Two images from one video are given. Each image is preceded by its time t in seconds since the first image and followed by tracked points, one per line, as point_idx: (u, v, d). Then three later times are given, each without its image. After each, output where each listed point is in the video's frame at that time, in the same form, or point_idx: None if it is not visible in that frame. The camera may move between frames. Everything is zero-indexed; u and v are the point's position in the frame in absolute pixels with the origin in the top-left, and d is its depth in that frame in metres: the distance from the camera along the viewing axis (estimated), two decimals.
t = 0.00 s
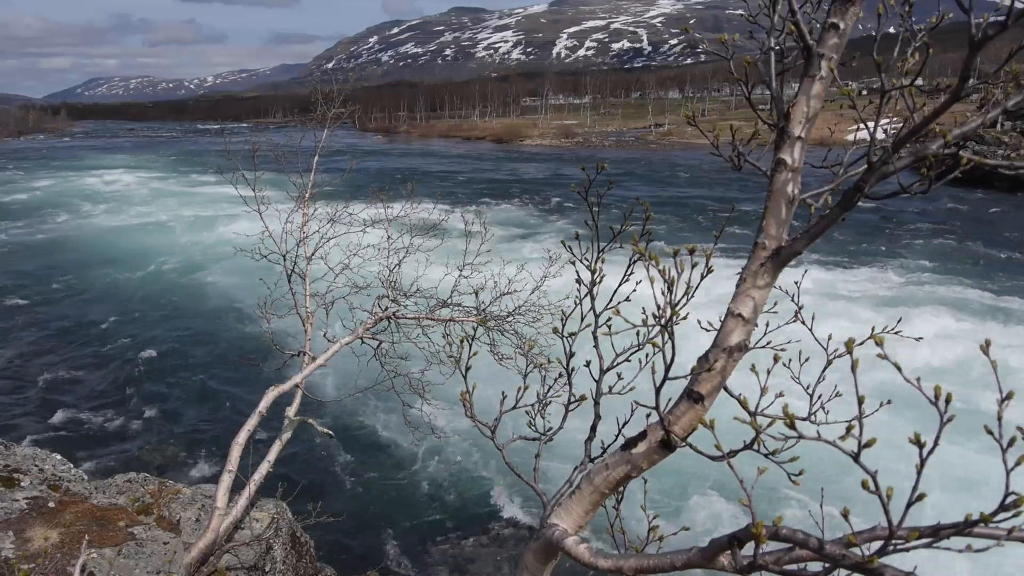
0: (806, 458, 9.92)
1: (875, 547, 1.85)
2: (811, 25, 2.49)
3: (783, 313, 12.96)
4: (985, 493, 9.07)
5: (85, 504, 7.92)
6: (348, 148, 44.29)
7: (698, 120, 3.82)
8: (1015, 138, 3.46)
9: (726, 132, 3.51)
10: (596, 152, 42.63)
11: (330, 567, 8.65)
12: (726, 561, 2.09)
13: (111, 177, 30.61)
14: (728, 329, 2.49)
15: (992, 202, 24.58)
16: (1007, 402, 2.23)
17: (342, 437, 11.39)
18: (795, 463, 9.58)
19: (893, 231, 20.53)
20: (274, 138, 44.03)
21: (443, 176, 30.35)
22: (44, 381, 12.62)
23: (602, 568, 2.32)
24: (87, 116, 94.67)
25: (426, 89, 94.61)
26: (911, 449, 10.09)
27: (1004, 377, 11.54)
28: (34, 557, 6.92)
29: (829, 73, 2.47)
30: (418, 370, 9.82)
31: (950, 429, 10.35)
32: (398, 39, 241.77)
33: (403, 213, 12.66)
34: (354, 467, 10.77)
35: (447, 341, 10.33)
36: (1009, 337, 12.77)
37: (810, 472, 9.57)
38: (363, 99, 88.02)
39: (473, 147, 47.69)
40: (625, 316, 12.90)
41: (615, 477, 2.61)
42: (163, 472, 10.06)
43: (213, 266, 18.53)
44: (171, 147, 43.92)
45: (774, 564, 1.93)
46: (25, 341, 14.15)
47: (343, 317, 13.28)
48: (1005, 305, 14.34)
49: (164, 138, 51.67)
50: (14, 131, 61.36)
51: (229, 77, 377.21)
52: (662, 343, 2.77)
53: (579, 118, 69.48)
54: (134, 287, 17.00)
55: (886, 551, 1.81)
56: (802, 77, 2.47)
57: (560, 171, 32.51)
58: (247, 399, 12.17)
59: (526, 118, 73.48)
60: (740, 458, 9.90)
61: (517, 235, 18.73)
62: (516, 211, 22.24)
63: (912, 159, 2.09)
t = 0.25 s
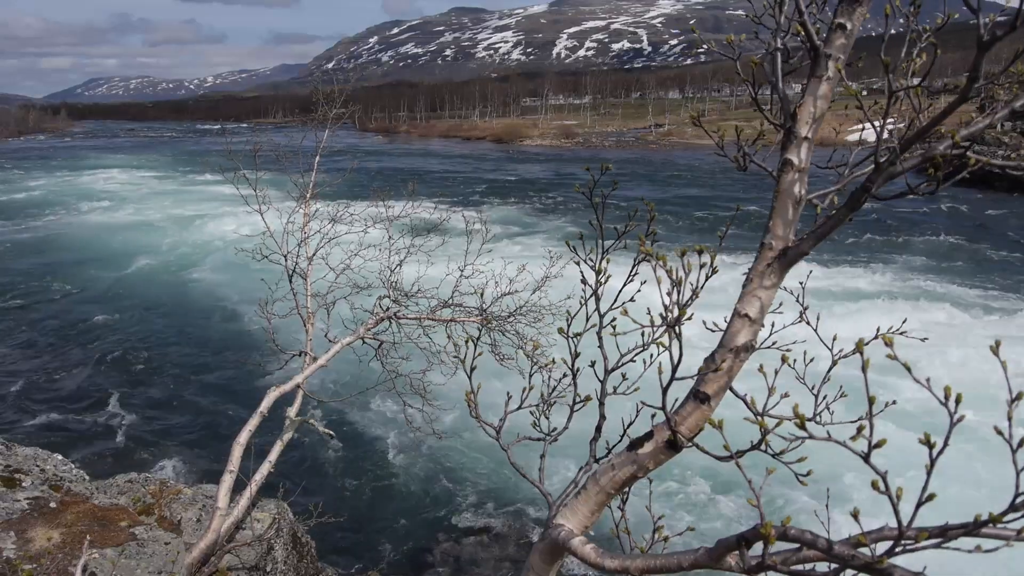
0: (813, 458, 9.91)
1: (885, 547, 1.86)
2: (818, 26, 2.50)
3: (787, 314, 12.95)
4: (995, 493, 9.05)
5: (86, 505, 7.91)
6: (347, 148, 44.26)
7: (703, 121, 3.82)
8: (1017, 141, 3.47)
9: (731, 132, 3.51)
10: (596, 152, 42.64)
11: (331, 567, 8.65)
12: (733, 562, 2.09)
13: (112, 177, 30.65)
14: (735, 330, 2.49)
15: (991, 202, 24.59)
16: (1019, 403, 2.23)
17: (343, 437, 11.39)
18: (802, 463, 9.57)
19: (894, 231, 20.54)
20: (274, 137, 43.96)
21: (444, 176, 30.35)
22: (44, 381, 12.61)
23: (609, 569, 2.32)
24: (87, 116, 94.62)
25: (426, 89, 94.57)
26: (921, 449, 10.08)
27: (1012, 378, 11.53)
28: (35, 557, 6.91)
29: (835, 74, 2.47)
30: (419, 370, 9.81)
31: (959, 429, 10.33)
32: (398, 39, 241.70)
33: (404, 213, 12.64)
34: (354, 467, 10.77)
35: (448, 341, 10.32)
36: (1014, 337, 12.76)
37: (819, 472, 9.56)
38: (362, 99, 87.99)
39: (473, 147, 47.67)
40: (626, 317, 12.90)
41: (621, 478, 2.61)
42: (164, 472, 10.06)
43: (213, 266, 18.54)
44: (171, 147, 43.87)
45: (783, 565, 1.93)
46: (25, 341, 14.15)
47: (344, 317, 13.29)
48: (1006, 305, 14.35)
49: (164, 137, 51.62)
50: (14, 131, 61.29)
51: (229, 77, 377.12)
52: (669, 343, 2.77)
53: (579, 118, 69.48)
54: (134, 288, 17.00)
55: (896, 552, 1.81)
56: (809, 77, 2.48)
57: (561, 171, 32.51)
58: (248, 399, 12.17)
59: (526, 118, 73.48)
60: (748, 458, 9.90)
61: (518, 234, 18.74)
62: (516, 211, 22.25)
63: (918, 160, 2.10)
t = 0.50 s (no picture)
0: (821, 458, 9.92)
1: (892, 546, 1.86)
2: (823, 26, 2.50)
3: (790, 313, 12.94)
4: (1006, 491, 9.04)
5: (87, 504, 7.91)
6: (347, 148, 44.24)
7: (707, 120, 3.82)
8: (1020, 141, 3.48)
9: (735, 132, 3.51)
10: (596, 152, 42.64)
11: (332, 567, 8.64)
12: (739, 561, 2.09)
13: (113, 176, 30.69)
14: (740, 329, 2.49)
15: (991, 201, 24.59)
16: None
17: (343, 437, 11.39)
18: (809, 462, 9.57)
19: (894, 231, 20.54)
20: (274, 137, 43.95)
21: (444, 175, 30.35)
22: (44, 381, 12.62)
23: (615, 568, 2.32)
24: (86, 116, 94.59)
25: (426, 89, 94.54)
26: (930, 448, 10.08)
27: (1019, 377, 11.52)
28: (37, 557, 6.91)
29: (842, 73, 2.48)
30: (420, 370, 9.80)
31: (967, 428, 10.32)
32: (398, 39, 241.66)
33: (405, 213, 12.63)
34: (355, 466, 10.77)
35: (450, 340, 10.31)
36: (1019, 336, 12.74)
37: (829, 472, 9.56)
38: (362, 99, 87.97)
39: (473, 147, 47.66)
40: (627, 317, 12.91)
41: (627, 478, 2.62)
42: (165, 472, 10.06)
43: (214, 266, 18.55)
44: (170, 147, 43.84)
45: (791, 564, 1.94)
46: (26, 341, 14.15)
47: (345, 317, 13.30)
48: (1008, 304, 14.33)
49: (163, 137, 51.59)
50: (14, 131, 61.26)
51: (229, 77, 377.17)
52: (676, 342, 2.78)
53: (579, 118, 69.48)
54: (135, 287, 17.00)
55: (904, 550, 1.82)
56: (815, 77, 2.48)
57: (561, 171, 32.51)
58: (249, 399, 12.16)
59: (526, 118, 73.47)
60: (755, 458, 9.91)
61: (519, 234, 18.74)
62: (516, 211, 22.25)
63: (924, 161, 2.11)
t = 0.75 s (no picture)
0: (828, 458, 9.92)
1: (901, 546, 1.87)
2: (830, 27, 2.51)
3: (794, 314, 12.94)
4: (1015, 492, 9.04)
5: (89, 504, 7.91)
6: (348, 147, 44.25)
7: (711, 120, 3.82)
8: None
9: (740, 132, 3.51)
10: (597, 152, 42.64)
11: (333, 567, 8.63)
12: (746, 561, 2.10)
13: (114, 176, 30.75)
14: (747, 329, 2.50)
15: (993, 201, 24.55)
16: None
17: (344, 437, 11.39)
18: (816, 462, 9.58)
19: (895, 230, 20.52)
20: (275, 137, 43.95)
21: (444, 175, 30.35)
22: (45, 381, 12.63)
23: (621, 568, 2.33)
24: (86, 116, 94.61)
25: (426, 89, 94.52)
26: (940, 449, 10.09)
27: None
28: (38, 557, 6.92)
29: (849, 73, 2.48)
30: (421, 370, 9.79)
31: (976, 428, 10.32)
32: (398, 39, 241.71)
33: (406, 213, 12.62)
34: (356, 467, 10.76)
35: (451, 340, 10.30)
36: None
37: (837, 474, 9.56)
38: (362, 99, 87.96)
39: (474, 147, 47.65)
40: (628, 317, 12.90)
41: (632, 477, 2.63)
42: (165, 472, 10.06)
43: (215, 266, 18.55)
44: (170, 147, 43.84)
45: (799, 564, 1.95)
46: (26, 340, 14.15)
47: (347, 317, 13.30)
48: (1010, 304, 14.31)
49: (163, 137, 51.60)
50: (14, 131, 61.27)
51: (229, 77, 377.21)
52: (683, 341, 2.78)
53: (579, 118, 69.46)
54: (136, 287, 17.01)
55: (912, 551, 1.82)
56: (821, 78, 2.49)
57: (562, 171, 32.52)
58: (250, 399, 12.16)
59: (526, 118, 73.46)
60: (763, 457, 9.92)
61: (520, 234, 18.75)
62: (517, 210, 22.26)
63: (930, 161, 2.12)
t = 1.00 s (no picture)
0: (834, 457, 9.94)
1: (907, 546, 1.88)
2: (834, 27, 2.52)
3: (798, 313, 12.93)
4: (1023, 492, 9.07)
5: (89, 504, 7.91)
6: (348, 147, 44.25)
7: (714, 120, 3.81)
8: None
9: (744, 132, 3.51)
10: (597, 152, 42.62)
11: (333, 567, 8.62)
12: (751, 561, 2.11)
13: (114, 176, 30.73)
14: (751, 329, 2.50)
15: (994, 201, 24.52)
16: None
17: (345, 437, 11.39)
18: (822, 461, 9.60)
19: (896, 230, 20.50)
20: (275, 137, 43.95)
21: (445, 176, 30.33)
22: (45, 380, 12.63)
23: (626, 568, 2.33)
24: (86, 116, 94.60)
25: (426, 89, 94.48)
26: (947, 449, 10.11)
27: None
28: (39, 557, 6.92)
29: (854, 73, 2.48)
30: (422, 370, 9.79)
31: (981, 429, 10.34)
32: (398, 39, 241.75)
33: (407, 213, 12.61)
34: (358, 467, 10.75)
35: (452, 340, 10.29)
36: None
37: (841, 475, 9.56)
38: (362, 99, 87.90)
39: (474, 147, 47.64)
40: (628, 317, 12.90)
41: (636, 477, 2.63)
42: (166, 472, 10.05)
43: (215, 266, 18.54)
44: (170, 147, 43.82)
45: (806, 563, 1.96)
46: (26, 340, 14.14)
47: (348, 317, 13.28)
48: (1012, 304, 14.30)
49: (164, 138, 51.60)
50: (14, 131, 61.25)
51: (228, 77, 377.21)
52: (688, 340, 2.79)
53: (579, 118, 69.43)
54: (136, 287, 17.00)
55: (919, 550, 1.83)
56: (826, 77, 2.49)
57: (562, 171, 32.50)
58: (250, 399, 12.16)
59: (526, 118, 73.42)
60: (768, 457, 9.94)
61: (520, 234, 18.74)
62: (517, 210, 22.24)
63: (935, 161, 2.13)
